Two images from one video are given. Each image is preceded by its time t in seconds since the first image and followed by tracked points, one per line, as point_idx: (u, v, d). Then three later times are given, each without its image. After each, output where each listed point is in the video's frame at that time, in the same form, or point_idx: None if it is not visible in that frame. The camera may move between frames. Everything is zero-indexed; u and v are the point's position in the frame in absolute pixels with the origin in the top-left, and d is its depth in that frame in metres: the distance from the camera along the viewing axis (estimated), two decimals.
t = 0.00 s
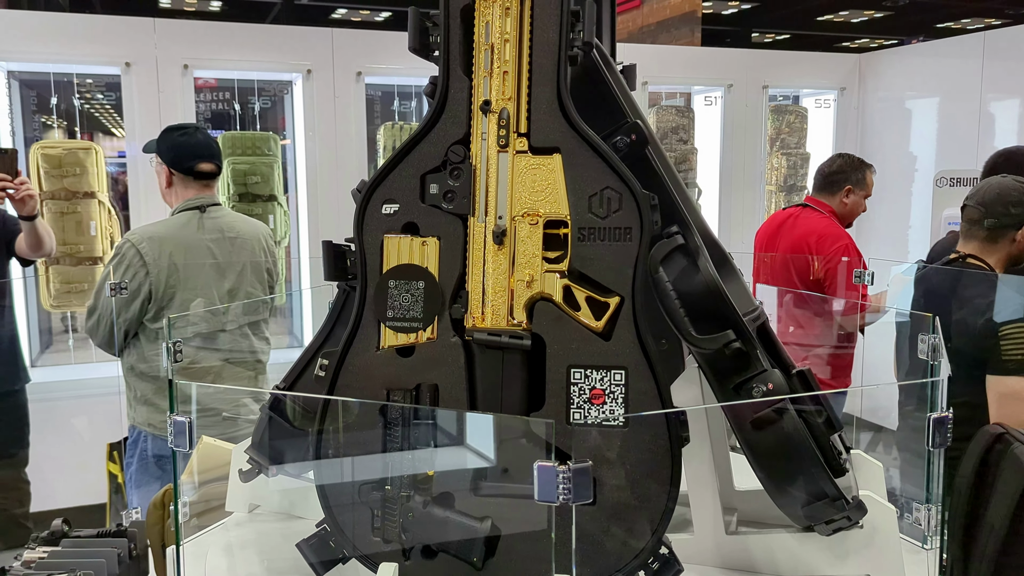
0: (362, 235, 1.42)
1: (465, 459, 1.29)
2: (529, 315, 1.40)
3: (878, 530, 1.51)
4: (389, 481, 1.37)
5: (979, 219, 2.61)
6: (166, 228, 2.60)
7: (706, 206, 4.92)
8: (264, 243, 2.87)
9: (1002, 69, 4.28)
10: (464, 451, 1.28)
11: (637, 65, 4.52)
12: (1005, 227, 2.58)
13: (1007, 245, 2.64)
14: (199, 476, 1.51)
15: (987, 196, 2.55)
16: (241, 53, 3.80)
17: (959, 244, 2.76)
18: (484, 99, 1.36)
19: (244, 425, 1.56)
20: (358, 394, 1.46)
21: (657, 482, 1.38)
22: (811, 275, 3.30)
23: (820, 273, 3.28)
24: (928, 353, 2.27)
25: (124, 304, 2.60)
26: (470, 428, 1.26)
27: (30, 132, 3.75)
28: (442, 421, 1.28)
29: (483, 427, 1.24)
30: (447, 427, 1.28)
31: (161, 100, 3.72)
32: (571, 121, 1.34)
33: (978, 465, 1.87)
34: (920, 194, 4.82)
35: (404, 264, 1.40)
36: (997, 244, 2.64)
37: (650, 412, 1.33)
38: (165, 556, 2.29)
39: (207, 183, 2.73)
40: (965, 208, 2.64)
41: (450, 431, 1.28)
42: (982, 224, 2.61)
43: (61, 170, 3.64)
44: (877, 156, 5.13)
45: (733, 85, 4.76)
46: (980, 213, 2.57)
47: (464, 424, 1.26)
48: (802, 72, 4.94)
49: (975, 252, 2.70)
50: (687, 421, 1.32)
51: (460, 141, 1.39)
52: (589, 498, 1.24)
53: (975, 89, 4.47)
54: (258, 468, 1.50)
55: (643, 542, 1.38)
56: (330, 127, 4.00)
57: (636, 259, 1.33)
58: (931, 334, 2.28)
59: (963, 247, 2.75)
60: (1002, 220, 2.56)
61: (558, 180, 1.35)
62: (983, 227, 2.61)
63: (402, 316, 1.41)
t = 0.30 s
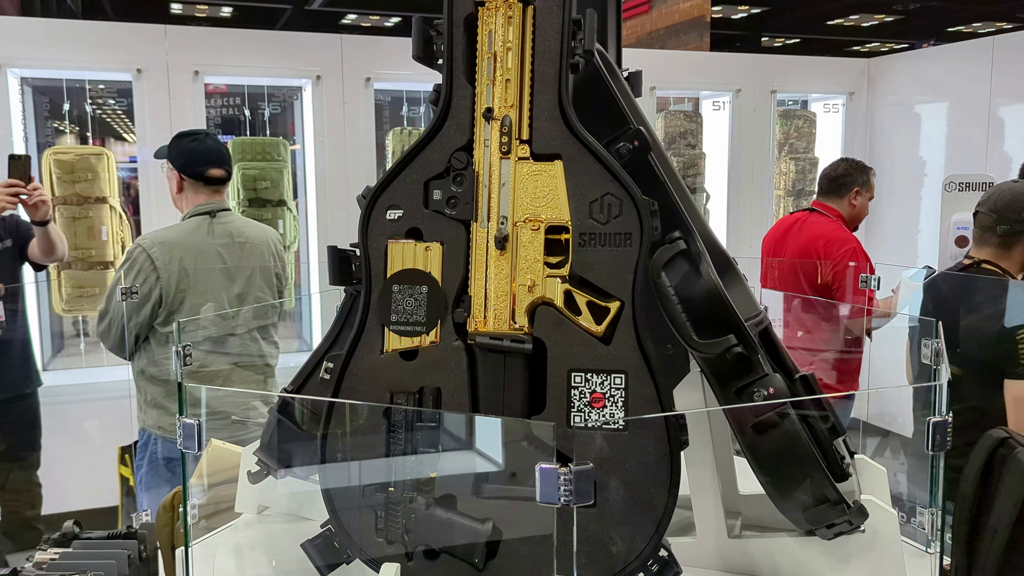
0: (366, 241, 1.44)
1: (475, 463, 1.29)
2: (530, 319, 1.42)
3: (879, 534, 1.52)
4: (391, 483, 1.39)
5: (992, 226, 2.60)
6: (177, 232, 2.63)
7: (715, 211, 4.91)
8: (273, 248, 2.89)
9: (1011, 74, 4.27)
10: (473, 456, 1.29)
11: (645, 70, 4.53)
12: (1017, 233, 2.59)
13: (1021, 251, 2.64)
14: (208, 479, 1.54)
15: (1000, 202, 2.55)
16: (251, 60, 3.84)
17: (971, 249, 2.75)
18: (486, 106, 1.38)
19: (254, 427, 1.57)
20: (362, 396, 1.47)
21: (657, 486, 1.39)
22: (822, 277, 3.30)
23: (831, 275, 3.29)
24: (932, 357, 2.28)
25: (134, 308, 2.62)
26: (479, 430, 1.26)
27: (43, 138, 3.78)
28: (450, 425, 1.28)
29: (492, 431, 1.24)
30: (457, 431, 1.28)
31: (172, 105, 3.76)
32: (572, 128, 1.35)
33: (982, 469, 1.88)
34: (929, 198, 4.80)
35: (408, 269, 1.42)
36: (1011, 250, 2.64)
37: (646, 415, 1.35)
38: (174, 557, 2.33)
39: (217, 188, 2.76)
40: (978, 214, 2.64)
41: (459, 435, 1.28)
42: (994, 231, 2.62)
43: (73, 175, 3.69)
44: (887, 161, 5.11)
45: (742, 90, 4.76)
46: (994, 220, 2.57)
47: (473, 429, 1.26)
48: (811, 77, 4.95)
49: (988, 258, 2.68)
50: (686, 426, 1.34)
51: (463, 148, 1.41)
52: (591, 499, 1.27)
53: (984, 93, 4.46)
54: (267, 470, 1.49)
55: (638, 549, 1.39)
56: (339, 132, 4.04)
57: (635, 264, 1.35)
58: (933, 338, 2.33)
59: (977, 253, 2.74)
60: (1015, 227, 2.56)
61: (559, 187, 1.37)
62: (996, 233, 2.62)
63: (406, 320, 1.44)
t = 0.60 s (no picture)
0: (370, 245, 1.46)
1: (484, 467, 1.31)
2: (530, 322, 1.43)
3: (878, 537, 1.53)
4: (394, 484, 1.41)
5: (1014, 231, 2.69)
6: (188, 237, 2.66)
7: (723, 215, 4.91)
8: (282, 253, 2.92)
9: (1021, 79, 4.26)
10: (482, 460, 1.30)
11: (654, 74, 4.54)
12: None
13: None
14: (218, 480, 1.56)
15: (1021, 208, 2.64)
16: (262, 66, 3.88)
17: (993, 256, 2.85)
18: (488, 113, 1.40)
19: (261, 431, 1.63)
20: (364, 398, 1.49)
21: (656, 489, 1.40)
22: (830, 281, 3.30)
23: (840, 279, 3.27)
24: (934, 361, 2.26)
25: (145, 312, 2.65)
26: (489, 435, 1.27)
27: (57, 142, 3.84)
28: (459, 428, 1.29)
29: (501, 434, 1.26)
30: (466, 435, 1.29)
31: (183, 111, 3.80)
32: (572, 134, 1.37)
33: (984, 472, 1.88)
34: (939, 205, 4.76)
35: (411, 273, 1.45)
36: None
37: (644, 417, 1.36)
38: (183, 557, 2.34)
39: (227, 194, 2.78)
40: (999, 220, 2.73)
41: (468, 439, 1.29)
42: (1016, 237, 2.70)
43: (85, 180, 3.74)
44: (898, 165, 5.09)
45: (751, 95, 4.76)
46: (1015, 226, 2.66)
47: (481, 432, 1.27)
48: (819, 81, 4.96)
49: (1012, 264, 2.78)
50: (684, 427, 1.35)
51: (465, 154, 1.43)
52: (590, 501, 1.29)
53: (994, 98, 4.45)
54: (275, 471, 1.52)
55: (632, 553, 1.40)
56: (348, 136, 4.07)
57: (634, 269, 1.36)
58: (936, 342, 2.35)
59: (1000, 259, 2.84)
60: None
61: (559, 192, 1.39)
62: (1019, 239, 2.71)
63: (408, 323, 1.46)
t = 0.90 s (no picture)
0: (372, 249, 1.49)
1: (493, 471, 1.31)
2: (530, 325, 1.45)
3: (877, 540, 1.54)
4: (395, 486, 1.43)
5: None
6: (198, 241, 2.70)
7: (732, 219, 4.91)
8: (291, 256, 2.96)
9: None
10: (491, 464, 1.31)
11: (661, 79, 4.55)
12: None
13: None
14: (227, 482, 1.57)
15: None
16: (272, 71, 3.92)
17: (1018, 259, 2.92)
18: (489, 119, 1.42)
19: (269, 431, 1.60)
20: (367, 400, 1.52)
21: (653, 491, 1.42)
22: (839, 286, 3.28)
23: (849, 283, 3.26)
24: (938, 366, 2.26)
25: (156, 316, 2.69)
26: (499, 437, 1.28)
27: (69, 148, 3.87)
28: (469, 431, 1.30)
29: (510, 436, 1.26)
30: (477, 438, 1.29)
31: (194, 116, 3.84)
32: (571, 140, 1.39)
33: (988, 476, 1.88)
34: (949, 206, 4.77)
35: (412, 276, 1.47)
36: None
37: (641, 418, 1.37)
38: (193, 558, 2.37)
39: (237, 199, 2.82)
40: None
41: (479, 442, 1.30)
42: None
43: (97, 185, 3.78)
44: (908, 169, 5.06)
45: (759, 99, 4.78)
46: None
47: (492, 435, 1.28)
48: (828, 85, 4.95)
49: None
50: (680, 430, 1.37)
51: (466, 160, 1.45)
52: (588, 500, 1.31)
53: (1004, 101, 4.44)
54: (282, 471, 1.54)
55: (629, 555, 1.43)
56: (358, 141, 4.10)
57: (633, 272, 1.38)
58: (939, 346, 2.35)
59: None
60: None
61: (558, 197, 1.40)
62: None
63: (410, 327, 1.48)
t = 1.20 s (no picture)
0: (377, 253, 1.52)
1: (503, 473, 1.32)
2: (530, 327, 1.47)
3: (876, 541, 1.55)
4: (398, 485, 1.45)
5: None
6: (208, 244, 2.73)
7: (741, 223, 4.91)
8: (300, 260, 3.00)
9: None
10: (502, 466, 1.32)
11: (670, 83, 4.57)
12: None
13: None
14: (237, 482, 1.61)
15: None
16: (283, 76, 3.96)
17: None
18: (490, 123, 1.45)
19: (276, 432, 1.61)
20: (369, 400, 1.54)
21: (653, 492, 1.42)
22: (848, 288, 3.28)
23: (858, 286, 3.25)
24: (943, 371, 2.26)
25: (167, 318, 2.72)
26: (508, 439, 1.29)
27: (83, 152, 3.92)
28: (480, 432, 1.31)
29: (518, 437, 1.28)
30: (488, 441, 1.30)
31: (206, 120, 3.89)
32: (572, 145, 1.41)
33: (991, 479, 1.88)
34: (959, 210, 4.75)
35: (415, 279, 1.49)
36: None
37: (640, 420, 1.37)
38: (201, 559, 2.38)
39: (247, 202, 2.85)
40: None
41: (489, 444, 1.31)
42: None
43: (110, 189, 3.81)
44: (917, 172, 5.05)
45: (768, 102, 4.77)
46: None
47: (501, 436, 1.29)
48: (838, 88, 4.95)
49: None
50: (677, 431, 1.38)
51: (468, 165, 1.47)
52: (588, 500, 1.34)
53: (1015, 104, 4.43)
54: (291, 471, 1.56)
55: (631, 551, 1.42)
56: (368, 145, 4.14)
57: (632, 275, 1.39)
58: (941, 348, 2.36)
59: None
60: None
61: (558, 201, 1.42)
62: None
63: (412, 328, 1.50)
